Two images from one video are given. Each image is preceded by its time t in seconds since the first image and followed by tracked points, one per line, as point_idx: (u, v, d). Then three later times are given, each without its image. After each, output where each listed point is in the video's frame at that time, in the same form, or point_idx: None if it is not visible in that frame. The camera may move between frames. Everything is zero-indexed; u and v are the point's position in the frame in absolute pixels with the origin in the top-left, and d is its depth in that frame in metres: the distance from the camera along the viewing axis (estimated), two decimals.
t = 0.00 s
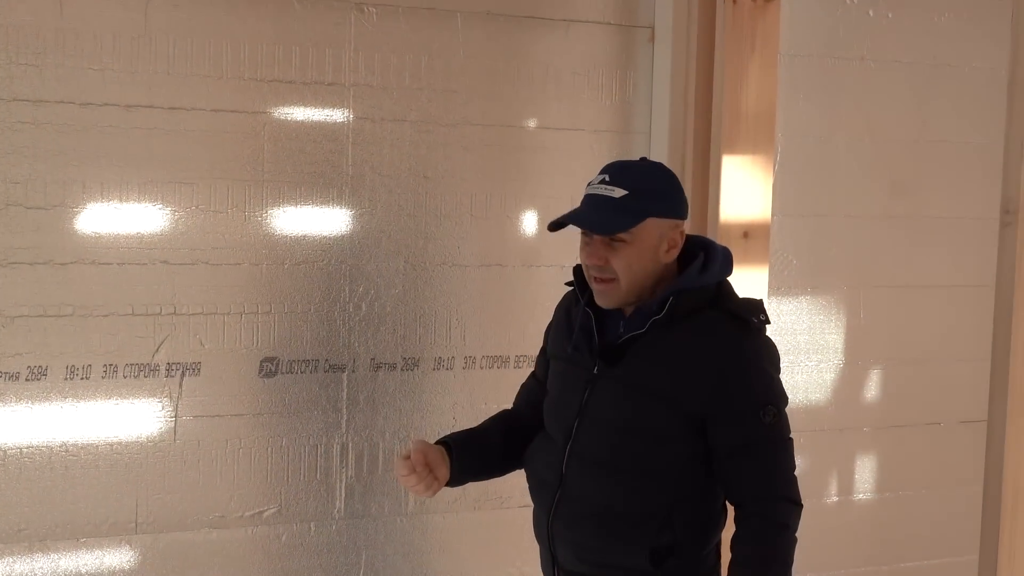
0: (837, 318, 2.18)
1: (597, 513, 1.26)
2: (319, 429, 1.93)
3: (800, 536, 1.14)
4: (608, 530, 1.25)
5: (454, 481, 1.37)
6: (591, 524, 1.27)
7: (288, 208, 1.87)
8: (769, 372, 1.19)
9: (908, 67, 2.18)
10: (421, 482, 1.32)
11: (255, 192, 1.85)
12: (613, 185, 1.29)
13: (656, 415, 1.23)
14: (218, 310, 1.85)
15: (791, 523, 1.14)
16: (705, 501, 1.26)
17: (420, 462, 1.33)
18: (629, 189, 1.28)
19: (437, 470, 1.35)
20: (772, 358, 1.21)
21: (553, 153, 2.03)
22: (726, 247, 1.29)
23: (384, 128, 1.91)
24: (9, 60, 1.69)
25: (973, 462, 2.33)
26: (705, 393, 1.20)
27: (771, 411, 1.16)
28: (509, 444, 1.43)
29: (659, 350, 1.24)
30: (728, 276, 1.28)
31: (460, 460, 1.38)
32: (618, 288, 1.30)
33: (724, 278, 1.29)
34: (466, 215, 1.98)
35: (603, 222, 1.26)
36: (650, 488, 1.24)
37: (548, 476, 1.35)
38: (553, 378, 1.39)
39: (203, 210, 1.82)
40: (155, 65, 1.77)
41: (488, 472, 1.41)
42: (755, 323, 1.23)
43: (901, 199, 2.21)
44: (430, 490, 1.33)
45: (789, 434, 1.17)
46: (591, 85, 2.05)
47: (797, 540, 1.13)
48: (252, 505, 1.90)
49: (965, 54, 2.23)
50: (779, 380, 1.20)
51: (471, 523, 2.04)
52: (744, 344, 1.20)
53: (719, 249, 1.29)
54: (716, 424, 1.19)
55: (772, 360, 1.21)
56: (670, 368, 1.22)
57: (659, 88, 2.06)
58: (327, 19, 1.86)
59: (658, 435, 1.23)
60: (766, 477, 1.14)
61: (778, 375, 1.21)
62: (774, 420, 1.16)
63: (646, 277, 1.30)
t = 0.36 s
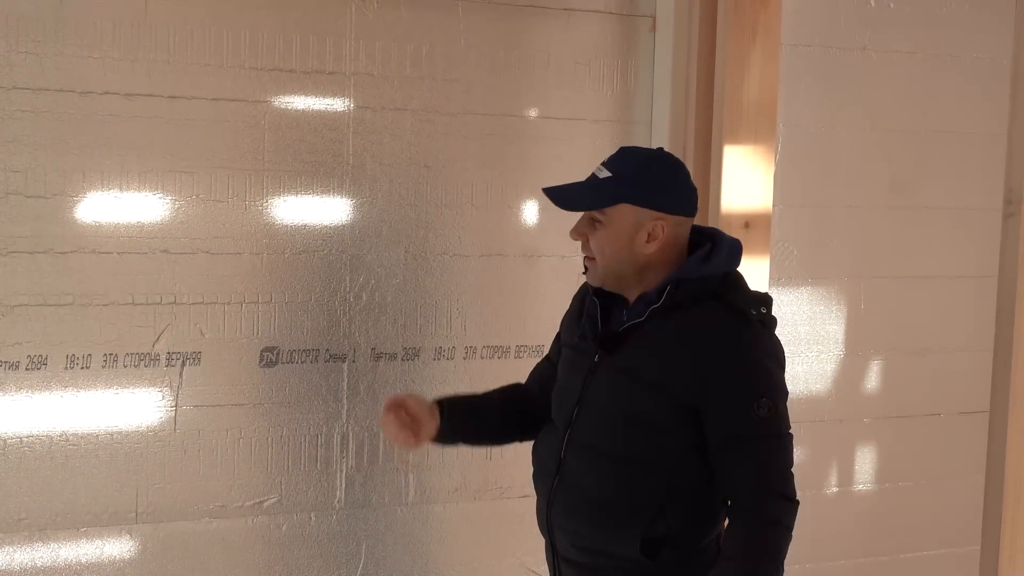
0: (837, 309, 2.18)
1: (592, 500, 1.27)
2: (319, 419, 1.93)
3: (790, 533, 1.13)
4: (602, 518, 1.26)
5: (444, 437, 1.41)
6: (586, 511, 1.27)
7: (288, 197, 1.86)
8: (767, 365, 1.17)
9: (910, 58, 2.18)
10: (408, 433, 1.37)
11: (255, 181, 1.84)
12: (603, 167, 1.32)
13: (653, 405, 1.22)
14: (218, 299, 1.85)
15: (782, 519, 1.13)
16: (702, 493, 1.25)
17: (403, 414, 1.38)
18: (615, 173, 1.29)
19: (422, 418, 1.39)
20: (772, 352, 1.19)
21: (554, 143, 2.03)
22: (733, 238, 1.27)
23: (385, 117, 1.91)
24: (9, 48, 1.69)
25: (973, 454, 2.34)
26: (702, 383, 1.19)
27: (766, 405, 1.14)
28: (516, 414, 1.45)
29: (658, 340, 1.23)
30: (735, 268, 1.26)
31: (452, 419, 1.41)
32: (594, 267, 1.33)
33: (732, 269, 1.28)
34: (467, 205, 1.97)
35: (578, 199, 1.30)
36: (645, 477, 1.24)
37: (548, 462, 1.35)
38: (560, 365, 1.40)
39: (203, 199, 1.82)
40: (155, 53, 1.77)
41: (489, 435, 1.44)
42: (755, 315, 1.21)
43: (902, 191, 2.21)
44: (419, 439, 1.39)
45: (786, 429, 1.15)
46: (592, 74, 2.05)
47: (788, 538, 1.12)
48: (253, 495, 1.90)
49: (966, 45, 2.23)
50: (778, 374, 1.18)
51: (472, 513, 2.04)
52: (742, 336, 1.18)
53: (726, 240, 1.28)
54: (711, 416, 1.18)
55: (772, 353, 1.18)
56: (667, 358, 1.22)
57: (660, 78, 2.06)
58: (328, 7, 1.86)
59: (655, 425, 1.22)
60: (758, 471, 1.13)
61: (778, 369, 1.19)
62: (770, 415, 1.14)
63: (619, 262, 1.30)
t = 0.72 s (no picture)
0: (845, 303, 2.17)
1: (595, 490, 1.27)
2: (327, 413, 1.93)
3: (787, 527, 1.11)
4: (604, 507, 1.26)
5: (462, 349, 1.51)
6: (590, 501, 1.28)
7: (296, 191, 1.86)
8: (769, 358, 1.16)
9: (918, 52, 2.17)
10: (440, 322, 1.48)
11: (264, 175, 1.84)
12: (627, 159, 1.31)
13: (654, 396, 1.22)
14: (227, 293, 1.85)
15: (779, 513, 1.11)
16: (706, 486, 1.24)
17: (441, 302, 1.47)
18: (639, 166, 1.29)
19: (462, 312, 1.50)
20: (775, 345, 1.18)
21: (562, 137, 2.03)
22: (745, 233, 1.26)
23: (393, 110, 1.91)
24: (18, 42, 1.69)
25: (981, 449, 2.33)
26: (703, 374, 1.18)
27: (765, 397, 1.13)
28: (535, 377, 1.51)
29: (661, 331, 1.23)
30: (744, 261, 1.25)
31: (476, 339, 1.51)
32: (612, 259, 1.32)
33: (743, 263, 1.26)
34: (475, 199, 1.97)
35: (600, 190, 1.29)
36: (647, 467, 1.24)
37: (556, 452, 1.36)
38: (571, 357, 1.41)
39: (211, 193, 1.82)
40: (164, 47, 1.77)
41: (509, 388, 1.50)
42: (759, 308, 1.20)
43: (911, 185, 2.20)
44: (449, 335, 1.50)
45: (787, 423, 1.14)
46: (600, 69, 2.05)
47: (783, 532, 1.11)
48: (261, 489, 1.90)
49: (975, 39, 2.22)
50: (781, 367, 1.17)
51: (480, 508, 2.05)
52: (744, 328, 1.18)
53: (738, 234, 1.27)
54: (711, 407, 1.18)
55: (775, 346, 1.17)
56: (669, 349, 1.22)
57: (668, 73, 2.06)
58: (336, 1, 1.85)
59: (657, 416, 1.22)
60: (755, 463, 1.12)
61: (782, 363, 1.18)
62: (770, 407, 1.14)
63: (639, 255, 1.29)
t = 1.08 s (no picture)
0: (845, 303, 2.17)
1: (596, 488, 1.27)
2: (327, 412, 1.93)
3: (788, 525, 1.11)
4: (605, 505, 1.26)
5: (464, 399, 1.46)
6: (591, 499, 1.28)
7: (296, 190, 1.86)
8: (770, 355, 1.16)
9: (918, 52, 2.17)
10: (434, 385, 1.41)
11: (264, 174, 1.84)
12: (632, 160, 1.31)
13: (655, 393, 1.22)
14: (227, 293, 1.84)
15: (781, 510, 1.11)
16: (706, 484, 1.24)
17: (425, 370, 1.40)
18: (645, 167, 1.29)
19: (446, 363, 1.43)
20: (777, 342, 1.18)
21: (562, 137, 2.03)
22: (743, 233, 1.26)
23: (393, 110, 1.91)
24: (17, 41, 1.69)
25: (981, 448, 2.33)
26: (704, 372, 1.18)
27: (767, 394, 1.13)
28: (544, 410, 1.50)
29: (663, 328, 1.23)
30: (744, 259, 1.24)
31: (476, 386, 1.46)
32: (615, 260, 1.32)
33: (742, 262, 1.26)
34: (475, 198, 1.97)
35: (606, 191, 1.29)
36: (648, 466, 1.23)
37: (556, 451, 1.36)
38: (570, 357, 1.41)
39: (211, 192, 1.81)
40: (164, 46, 1.77)
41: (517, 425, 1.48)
42: (760, 306, 1.20)
43: (911, 185, 2.20)
44: (445, 390, 1.43)
45: (788, 420, 1.14)
46: (600, 68, 2.05)
47: (784, 530, 1.10)
48: (261, 488, 1.90)
49: (974, 39, 2.22)
50: (783, 365, 1.17)
51: (480, 508, 2.04)
52: (746, 325, 1.18)
53: (736, 234, 1.26)
54: (713, 405, 1.17)
55: (776, 343, 1.17)
56: (670, 347, 1.22)
57: (668, 72, 2.06)
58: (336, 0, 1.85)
59: (659, 413, 1.22)
60: (757, 460, 1.12)
61: (783, 361, 1.17)
62: (771, 404, 1.13)
63: (643, 257, 1.29)
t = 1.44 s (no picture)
0: (839, 305, 2.18)
1: (592, 492, 1.27)
2: (322, 414, 1.93)
3: (789, 528, 1.12)
4: (602, 509, 1.26)
5: (450, 404, 1.42)
6: (587, 503, 1.27)
7: (291, 192, 1.86)
8: (769, 360, 1.16)
9: (913, 55, 2.18)
10: (420, 390, 1.35)
11: (258, 176, 1.84)
12: (632, 162, 1.30)
13: (654, 397, 1.22)
14: (221, 295, 1.84)
15: (781, 513, 1.12)
16: (702, 487, 1.25)
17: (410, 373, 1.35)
18: (645, 171, 1.28)
19: (431, 368, 1.38)
20: (775, 347, 1.18)
21: (556, 139, 2.03)
22: (738, 236, 1.27)
23: (388, 112, 1.90)
24: (11, 42, 1.68)
25: (975, 451, 2.33)
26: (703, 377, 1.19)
27: (768, 400, 1.14)
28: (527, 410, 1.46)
29: (661, 333, 1.23)
30: (739, 263, 1.25)
31: (461, 391, 1.42)
32: (608, 261, 1.32)
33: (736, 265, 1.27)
34: (470, 200, 1.97)
35: (603, 193, 1.29)
36: (646, 470, 1.24)
37: (549, 454, 1.35)
38: (562, 359, 1.40)
39: (205, 194, 1.81)
40: (158, 48, 1.76)
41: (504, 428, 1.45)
42: (759, 311, 1.20)
43: (906, 188, 2.21)
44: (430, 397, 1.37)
45: (787, 424, 1.15)
46: (595, 70, 2.05)
47: (786, 533, 1.11)
48: (254, 490, 1.90)
49: (969, 42, 2.23)
50: (781, 370, 1.18)
51: (474, 510, 2.04)
52: (745, 330, 1.18)
53: (732, 238, 1.27)
54: (712, 410, 1.18)
55: (775, 349, 1.18)
56: (668, 351, 1.22)
57: (663, 75, 2.06)
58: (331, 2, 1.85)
59: (657, 417, 1.22)
60: (759, 465, 1.13)
61: (781, 366, 1.18)
62: (771, 409, 1.14)
63: (636, 260, 1.30)
